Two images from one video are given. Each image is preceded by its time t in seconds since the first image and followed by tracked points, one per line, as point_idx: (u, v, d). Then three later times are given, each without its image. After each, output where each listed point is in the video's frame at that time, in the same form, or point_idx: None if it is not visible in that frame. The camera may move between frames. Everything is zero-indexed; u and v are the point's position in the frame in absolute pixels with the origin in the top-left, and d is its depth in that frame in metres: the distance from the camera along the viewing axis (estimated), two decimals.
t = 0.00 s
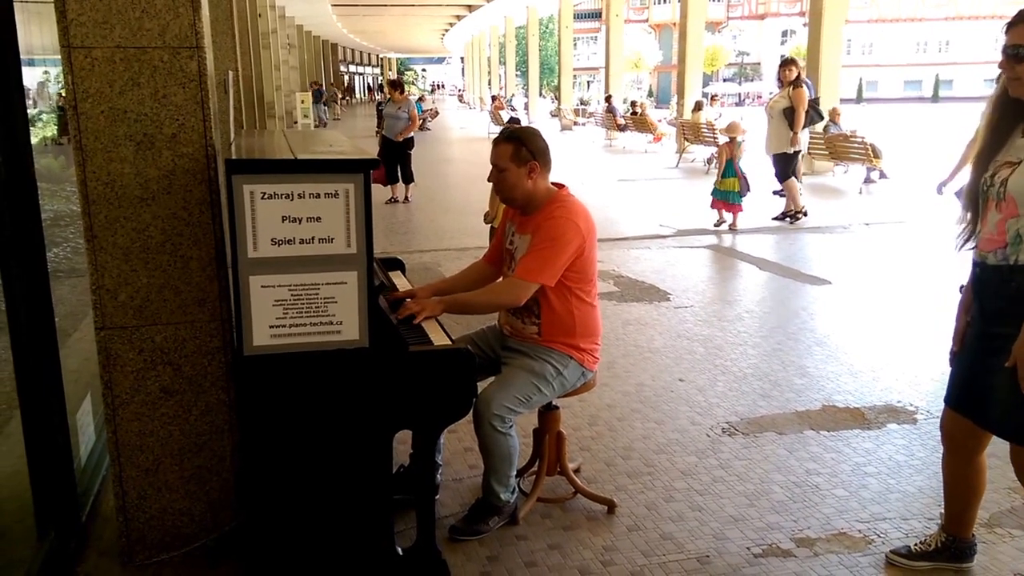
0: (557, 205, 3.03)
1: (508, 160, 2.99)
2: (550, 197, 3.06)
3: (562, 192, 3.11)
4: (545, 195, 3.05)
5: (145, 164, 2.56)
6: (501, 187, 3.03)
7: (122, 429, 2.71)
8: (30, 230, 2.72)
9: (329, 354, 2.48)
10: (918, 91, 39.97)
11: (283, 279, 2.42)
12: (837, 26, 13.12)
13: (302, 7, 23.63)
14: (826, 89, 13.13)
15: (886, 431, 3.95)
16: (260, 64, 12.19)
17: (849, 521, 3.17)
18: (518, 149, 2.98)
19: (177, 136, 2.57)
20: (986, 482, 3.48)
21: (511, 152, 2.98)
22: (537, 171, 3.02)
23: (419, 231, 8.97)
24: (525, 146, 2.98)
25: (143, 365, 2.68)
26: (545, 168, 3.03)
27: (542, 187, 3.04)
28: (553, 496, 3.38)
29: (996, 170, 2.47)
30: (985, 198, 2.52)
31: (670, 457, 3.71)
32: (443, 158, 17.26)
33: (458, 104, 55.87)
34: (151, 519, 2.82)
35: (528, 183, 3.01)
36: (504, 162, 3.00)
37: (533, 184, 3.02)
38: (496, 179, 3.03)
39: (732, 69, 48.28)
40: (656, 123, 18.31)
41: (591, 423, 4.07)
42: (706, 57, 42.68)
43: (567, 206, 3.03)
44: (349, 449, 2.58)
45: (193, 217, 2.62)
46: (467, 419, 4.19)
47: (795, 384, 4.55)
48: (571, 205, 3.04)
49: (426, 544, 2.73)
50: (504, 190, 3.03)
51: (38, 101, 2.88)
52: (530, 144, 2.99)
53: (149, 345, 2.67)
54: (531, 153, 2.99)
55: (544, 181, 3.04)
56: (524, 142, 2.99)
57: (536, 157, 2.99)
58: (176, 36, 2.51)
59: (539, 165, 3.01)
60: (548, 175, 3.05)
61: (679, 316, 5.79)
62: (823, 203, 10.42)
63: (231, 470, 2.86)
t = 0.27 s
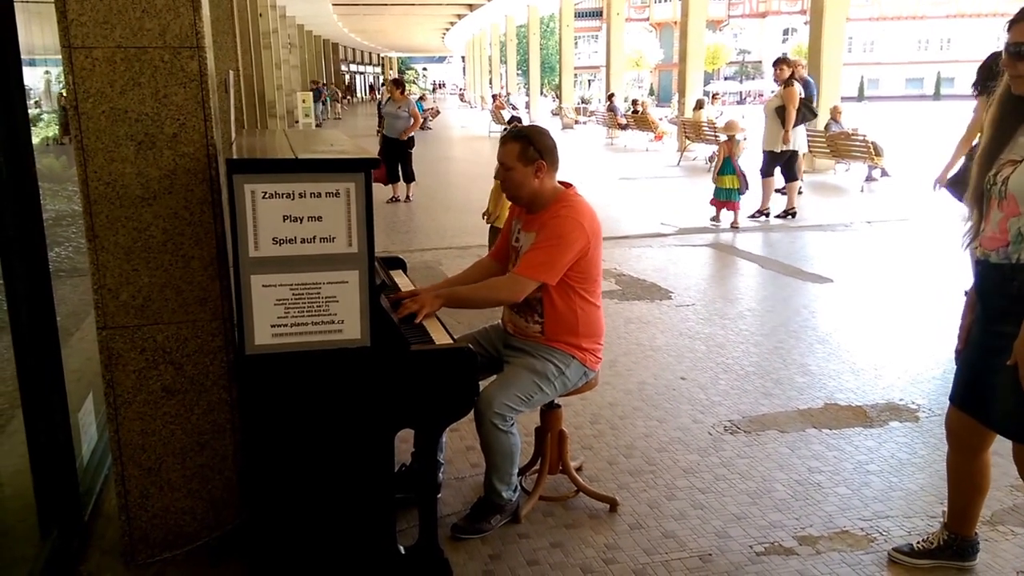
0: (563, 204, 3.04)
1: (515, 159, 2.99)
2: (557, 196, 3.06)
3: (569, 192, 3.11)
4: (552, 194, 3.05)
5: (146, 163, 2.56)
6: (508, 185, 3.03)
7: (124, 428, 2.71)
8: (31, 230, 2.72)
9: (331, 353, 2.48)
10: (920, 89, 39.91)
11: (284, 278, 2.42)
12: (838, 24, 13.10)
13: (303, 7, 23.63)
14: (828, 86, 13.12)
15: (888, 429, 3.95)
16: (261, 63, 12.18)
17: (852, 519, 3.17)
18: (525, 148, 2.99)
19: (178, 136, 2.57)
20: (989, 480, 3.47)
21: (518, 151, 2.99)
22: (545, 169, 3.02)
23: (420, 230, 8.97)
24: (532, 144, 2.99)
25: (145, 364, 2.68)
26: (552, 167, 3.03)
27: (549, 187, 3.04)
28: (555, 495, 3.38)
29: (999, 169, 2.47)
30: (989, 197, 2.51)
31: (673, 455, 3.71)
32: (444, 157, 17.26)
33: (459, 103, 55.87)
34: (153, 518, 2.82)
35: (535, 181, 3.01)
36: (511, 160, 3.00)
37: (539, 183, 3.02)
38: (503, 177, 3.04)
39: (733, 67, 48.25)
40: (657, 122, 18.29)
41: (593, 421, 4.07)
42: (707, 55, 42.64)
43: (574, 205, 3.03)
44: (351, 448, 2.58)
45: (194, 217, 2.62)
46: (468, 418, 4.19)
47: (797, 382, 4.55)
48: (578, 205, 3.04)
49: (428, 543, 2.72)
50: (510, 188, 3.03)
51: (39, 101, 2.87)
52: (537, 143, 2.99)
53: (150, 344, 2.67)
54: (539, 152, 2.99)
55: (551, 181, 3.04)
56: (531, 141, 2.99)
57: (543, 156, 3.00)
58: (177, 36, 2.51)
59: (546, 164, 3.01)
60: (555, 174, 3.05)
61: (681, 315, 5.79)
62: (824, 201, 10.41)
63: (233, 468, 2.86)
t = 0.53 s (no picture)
0: (570, 204, 3.04)
1: (523, 158, 3.00)
2: (564, 195, 3.06)
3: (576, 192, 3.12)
4: (559, 193, 3.06)
5: (147, 162, 2.56)
6: (516, 183, 3.04)
7: (126, 427, 2.71)
8: (33, 230, 2.73)
9: (333, 352, 2.48)
10: (921, 86, 39.85)
11: (286, 277, 2.42)
12: (839, 22, 13.09)
13: (303, 6, 23.64)
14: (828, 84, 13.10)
15: (890, 427, 3.94)
16: (262, 62, 12.17)
17: (854, 517, 3.17)
18: (534, 147, 3.00)
19: (179, 135, 2.57)
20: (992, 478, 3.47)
21: (526, 150, 3.00)
22: (552, 169, 3.03)
23: (421, 229, 8.97)
24: (541, 143, 3.00)
25: (146, 363, 2.68)
26: (560, 167, 3.04)
27: (556, 186, 3.05)
28: (557, 493, 3.38)
29: (1002, 168, 2.46)
30: (992, 196, 2.51)
31: (674, 453, 3.71)
32: (445, 156, 17.26)
33: (461, 102, 55.87)
34: (155, 517, 2.82)
35: (542, 180, 3.02)
36: (519, 159, 3.01)
37: (546, 182, 3.03)
38: (511, 175, 3.05)
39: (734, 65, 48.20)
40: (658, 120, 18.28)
41: (594, 420, 4.07)
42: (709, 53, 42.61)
43: (581, 205, 3.03)
44: (353, 446, 2.57)
45: (195, 216, 2.62)
46: (470, 417, 4.19)
47: (798, 380, 4.55)
48: (585, 205, 3.04)
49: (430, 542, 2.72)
50: (517, 187, 3.04)
51: (40, 101, 2.87)
52: (546, 142, 3.00)
53: (152, 343, 2.67)
54: (547, 152, 3.00)
55: (558, 180, 3.05)
56: (540, 140, 3.00)
57: (552, 155, 3.01)
58: (177, 36, 2.51)
59: (554, 164, 3.02)
60: (563, 174, 3.06)
61: (682, 313, 5.78)
62: (826, 199, 10.40)
63: (235, 467, 2.86)
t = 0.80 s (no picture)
0: (576, 203, 3.04)
1: (531, 155, 3.00)
2: (570, 194, 3.06)
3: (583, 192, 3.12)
4: (565, 192, 3.05)
5: (148, 162, 2.56)
6: (522, 180, 3.05)
7: (127, 427, 2.71)
8: (35, 230, 2.73)
9: (334, 351, 2.48)
10: (923, 84, 39.80)
11: (287, 276, 2.42)
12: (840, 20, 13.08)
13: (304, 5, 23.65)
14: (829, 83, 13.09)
15: (892, 425, 3.94)
16: (263, 61, 12.17)
17: (855, 515, 3.17)
18: (541, 145, 3.00)
19: (180, 134, 2.57)
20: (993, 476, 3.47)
21: (534, 147, 3.00)
22: (559, 167, 3.03)
23: (422, 228, 8.97)
24: (549, 142, 3.00)
25: (148, 362, 2.68)
26: (567, 166, 3.04)
27: (562, 185, 3.04)
28: (559, 492, 3.38)
29: (1005, 166, 2.46)
30: (995, 193, 2.51)
31: (676, 452, 3.71)
32: (446, 155, 17.27)
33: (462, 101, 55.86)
34: (158, 516, 2.82)
35: (549, 179, 3.02)
36: (526, 156, 3.01)
37: (553, 181, 3.02)
38: (518, 172, 3.05)
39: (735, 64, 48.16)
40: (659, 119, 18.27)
41: (596, 418, 4.07)
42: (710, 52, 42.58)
43: (587, 205, 3.03)
44: (355, 445, 2.57)
45: (196, 215, 2.62)
46: (472, 416, 4.19)
47: (800, 378, 4.55)
48: (591, 205, 3.04)
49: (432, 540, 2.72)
50: (524, 184, 3.04)
51: (41, 100, 2.87)
52: (554, 141, 3.00)
53: (153, 342, 2.67)
54: (555, 150, 3.00)
55: (565, 179, 3.05)
56: (548, 139, 3.00)
57: (559, 154, 3.00)
58: (178, 35, 2.51)
59: (561, 163, 3.02)
60: (569, 173, 3.05)
61: (684, 312, 5.78)
62: (827, 198, 10.40)
63: (237, 466, 2.86)
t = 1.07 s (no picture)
0: (578, 201, 3.03)
1: (533, 154, 3.00)
2: (572, 193, 3.06)
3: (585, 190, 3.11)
4: (567, 191, 3.05)
5: (149, 161, 2.55)
6: (524, 179, 3.04)
7: (128, 426, 2.71)
8: (35, 230, 2.72)
9: (335, 351, 2.48)
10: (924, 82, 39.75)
11: (288, 275, 2.42)
12: (840, 18, 13.07)
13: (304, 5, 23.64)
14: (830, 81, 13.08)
15: (893, 424, 3.94)
16: (264, 60, 12.17)
17: (858, 514, 3.16)
18: (543, 143, 3.00)
19: (181, 133, 2.56)
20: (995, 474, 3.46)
21: (537, 146, 3.00)
22: (561, 166, 3.02)
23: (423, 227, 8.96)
24: (551, 140, 3.00)
25: (149, 362, 2.68)
26: (569, 164, 3.03)
27: (564, 183, 3.04)
28: (560, 491, 3.37)
29: (1006, 164, 2.46)
30: (995, 192, 2.50)
31: (678, 451, 3.71)
32: (447, 154, 17.26)
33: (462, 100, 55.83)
34: (159, 516, 2.82)
35: (550, 177, 3.02)
36: (529, 155, 3.01)
37: (555, 179, 3.02)
38: (520, 171, 3.05)
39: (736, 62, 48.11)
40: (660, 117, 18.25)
41: (597, 417, 4.06)
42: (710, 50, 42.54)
43: (589, 203, 3.02)
44: (356, 445, 2.57)
45: (197, 215, 2.62)
46: (473, 415, 4.19)
47: (801, 377, 4.54)
48: (593, 203, 3.03)
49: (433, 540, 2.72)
50: (526, 183, 3.04)
51: (41, 100, 2.86)
52: (556, 139, 3.00)
53: (154, 342, 2.67)
54: (557, 149, 3.00)
55: (567, 178, 3.04)
56: (550, 137, 3.00)
57: (561, 152, 3.00)
58: (179, 34, 2.51)
59: (563, 161, 3.01)
60: (571, 171, 3.05)
61: (685, 311, 5.77)
62: (828, 196, 10.38)
63: (238, 466, 2.86)
